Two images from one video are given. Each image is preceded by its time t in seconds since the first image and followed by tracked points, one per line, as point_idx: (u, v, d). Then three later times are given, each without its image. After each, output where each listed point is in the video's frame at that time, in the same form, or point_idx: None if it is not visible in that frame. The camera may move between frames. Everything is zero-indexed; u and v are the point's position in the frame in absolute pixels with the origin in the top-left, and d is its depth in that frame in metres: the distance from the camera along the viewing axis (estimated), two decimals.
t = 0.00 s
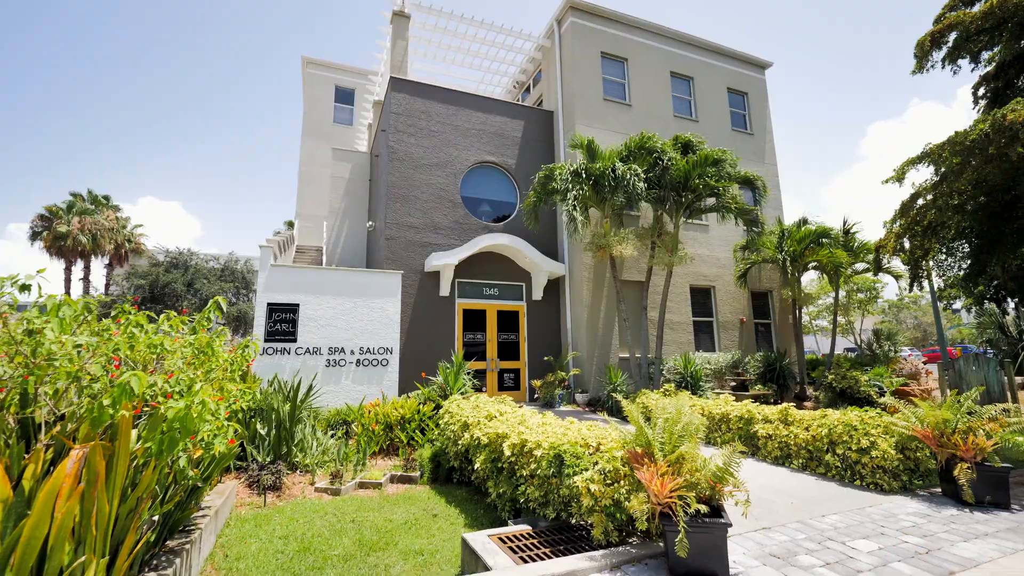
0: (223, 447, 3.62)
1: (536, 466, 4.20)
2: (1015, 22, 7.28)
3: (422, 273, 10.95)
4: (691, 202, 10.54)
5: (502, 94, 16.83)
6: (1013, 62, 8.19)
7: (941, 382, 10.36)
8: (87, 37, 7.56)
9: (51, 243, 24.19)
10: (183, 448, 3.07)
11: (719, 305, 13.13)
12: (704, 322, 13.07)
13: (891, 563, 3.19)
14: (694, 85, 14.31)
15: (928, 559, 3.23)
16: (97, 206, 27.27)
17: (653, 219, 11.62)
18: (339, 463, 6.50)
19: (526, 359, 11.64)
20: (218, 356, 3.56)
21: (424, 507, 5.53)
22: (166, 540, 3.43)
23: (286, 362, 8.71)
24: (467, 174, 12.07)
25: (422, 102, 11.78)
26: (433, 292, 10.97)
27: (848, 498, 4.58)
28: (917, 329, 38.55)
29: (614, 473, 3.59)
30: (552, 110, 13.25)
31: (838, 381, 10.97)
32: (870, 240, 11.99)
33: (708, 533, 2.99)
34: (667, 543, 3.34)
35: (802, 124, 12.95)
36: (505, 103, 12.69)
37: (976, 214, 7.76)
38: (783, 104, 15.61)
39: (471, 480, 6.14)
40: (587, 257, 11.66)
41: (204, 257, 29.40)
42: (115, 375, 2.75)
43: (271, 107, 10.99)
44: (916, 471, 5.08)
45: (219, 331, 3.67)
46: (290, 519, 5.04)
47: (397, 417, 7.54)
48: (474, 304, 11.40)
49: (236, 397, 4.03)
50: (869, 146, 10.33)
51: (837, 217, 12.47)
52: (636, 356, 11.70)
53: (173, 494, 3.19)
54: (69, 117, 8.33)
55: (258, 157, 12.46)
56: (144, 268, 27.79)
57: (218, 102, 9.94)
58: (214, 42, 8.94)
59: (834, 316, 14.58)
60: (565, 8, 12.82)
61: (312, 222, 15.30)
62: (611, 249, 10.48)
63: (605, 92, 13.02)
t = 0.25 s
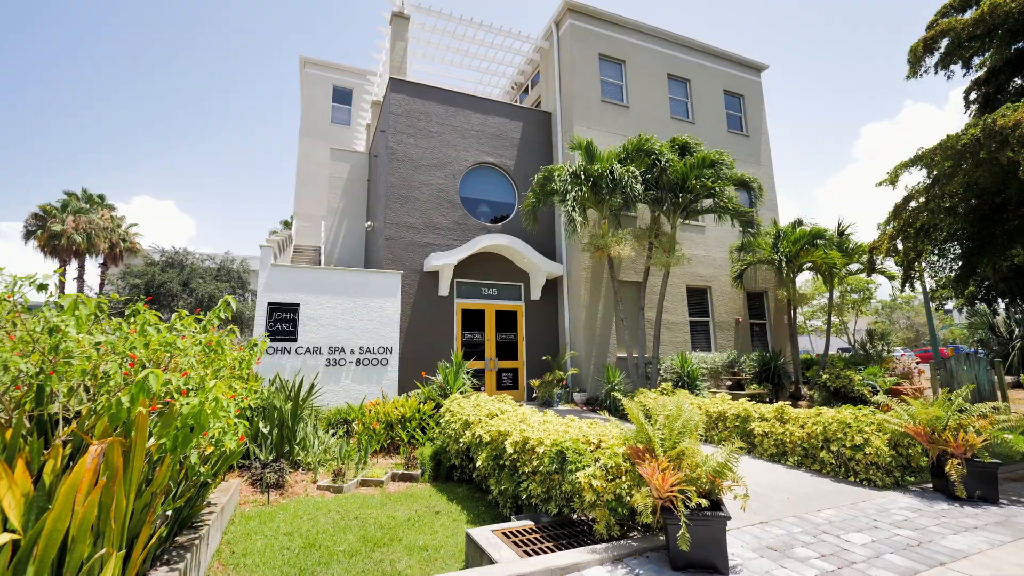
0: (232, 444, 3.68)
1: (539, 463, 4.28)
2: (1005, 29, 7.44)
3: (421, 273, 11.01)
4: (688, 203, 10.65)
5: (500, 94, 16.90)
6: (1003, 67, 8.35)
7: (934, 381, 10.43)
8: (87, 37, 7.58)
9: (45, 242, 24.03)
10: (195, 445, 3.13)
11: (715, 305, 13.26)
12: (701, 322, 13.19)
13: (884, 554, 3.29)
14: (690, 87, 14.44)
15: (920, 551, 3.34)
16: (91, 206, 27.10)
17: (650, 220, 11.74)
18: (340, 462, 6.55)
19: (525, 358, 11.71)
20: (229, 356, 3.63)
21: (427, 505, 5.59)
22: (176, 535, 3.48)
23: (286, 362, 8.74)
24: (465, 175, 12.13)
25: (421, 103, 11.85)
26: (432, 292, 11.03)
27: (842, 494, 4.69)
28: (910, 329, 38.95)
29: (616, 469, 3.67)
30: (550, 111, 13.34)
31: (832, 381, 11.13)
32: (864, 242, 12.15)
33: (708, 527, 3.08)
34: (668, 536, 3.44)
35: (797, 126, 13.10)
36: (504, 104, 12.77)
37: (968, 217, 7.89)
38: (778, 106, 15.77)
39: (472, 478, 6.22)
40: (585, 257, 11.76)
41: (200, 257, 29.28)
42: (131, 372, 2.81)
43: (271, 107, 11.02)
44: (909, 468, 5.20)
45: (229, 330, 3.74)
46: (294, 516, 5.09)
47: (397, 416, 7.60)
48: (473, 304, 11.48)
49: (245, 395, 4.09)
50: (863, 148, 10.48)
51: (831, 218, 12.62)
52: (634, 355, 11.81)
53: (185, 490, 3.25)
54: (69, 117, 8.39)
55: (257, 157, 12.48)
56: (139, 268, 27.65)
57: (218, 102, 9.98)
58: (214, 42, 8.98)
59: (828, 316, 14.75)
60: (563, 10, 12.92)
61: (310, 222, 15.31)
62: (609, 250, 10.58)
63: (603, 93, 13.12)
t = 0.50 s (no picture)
0: (240, 443, 3.73)
1: (541, 461, 4.34)
2: (997, 35, 7.57)
3: (421, 273, 11.06)
4: (685, 205, 10.75)
5: (498, 95, 16.96)
6: (995, 72, 8.48)
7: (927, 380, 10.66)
8: (87, 37, 7.58)
9: (40, 242, 23.88)
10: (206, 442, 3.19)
11: (712, 306, 13.38)
12: (698, 322, 13.31)
13: (879, 548, 3.38)
14: (687, 89, 14.54)
15: (913, 545, 3.43)
16: (86, 205, 26.96)
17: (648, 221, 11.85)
18: (342, 461, 6.60)
19: (523, 358, 11.79)
20: (237, 355, 3.69)
21: (429, 503, 5.66)
22: (185, 532, 3.53)
23: (286, 362, 8.78)
24: (465, 176, 12.19)
25: (420, 104, 11.89)
26: (431, 292, 11.09)
27: (838, 490, 4.79)
28: (904, 330, 39.29)
29: (618, 466, 3.74)
30: (549, 112, 13.42)
31: (827, 381, 11.30)
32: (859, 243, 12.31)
33: (708, 522, 3.16)
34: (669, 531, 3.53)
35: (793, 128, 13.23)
36: (503, 106, 12.84)
37: (961, 219, 8.01)
38: (774, 109, 15.92)
39: (473, 476, 6.29)
40: (583, 257, 11.86)
41: (196, 257, 29.16)
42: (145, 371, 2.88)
43: (270, 107, 11.04)
44: (903, 465, 5.30)
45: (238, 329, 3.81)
46: (298, 515, 5.13)
47: (398, 415, 7.67)
48: (472, 305, 11.53)
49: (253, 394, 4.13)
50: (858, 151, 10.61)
51: (827, 220, 12.75)
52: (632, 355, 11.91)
53: (195, 488, 3.29)
54: (70, 117, 8.38)
55: (256, 157, 12.50)
56: (134, 267, 27.51)
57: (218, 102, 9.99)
58: (215, 43, 9.01)
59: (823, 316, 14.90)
60: (562, 12, 13.01)
61: (308, 223, 15.32)
62: (607, 251, 10.66)
63: (601, 95, 13.22)
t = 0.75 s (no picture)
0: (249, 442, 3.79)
1: (543, 459, 4.42)
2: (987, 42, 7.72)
3: (420, 274, 11.12)
4: (682, 206, 10.86)
5: (496, 96, 17.02)
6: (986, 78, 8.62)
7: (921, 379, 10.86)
8: (86, 37, 7.59)
9: (34, 241, 23.75)
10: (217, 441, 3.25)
11: (708, 306, 13.51)
12: (694, 322, 13.44)
13: (874, 543, 3.49)
14: (684, 92, 14.67)
15: (906, 540, 3.54)
16: (81, 204, 26.81)
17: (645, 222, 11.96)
18: (344, 459, 6.67)
19: (522, 358, 11.87)
20: (246, 356, 3.75)
21: (431, 501, 5.72)
22: (194, 530, 3.60)
23: (286, 362, 8.82)
24: (463, 177, 12.26)
25: (419, 105, 11.94)
26: (430, 292, 11.15)
27: (833, 488, 4.90)
28: (896, 329, 39.69)
29: (620, 464, 3.82)
30: (547, 114, 13.50)
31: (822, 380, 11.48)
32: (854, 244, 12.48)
33: (709, 518, 3.25)
34: (670, 527, 3.62)
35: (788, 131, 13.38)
36: (501, 107, 12.91)
37: (952, 221, 8.14)
38: (770, 111, 16.07)
39: (474, 475, 6.36)
40: (581, 258, 11.95)
41: (192, 257, 29.07)
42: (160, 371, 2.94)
43: (269, 107, 11.05)
44: (896, 463, 5.42)
45: (247, 331, 3.88)
46: (302, 513, 5.19)
47: (399, 415, 7.73)
48: (471, 305, 11.60)
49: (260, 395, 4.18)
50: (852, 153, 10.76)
51: (822, 221, 12.90)
52: (629, 355, 12.02)
53: (206, 486, 3.35)
54: (69, 117, 8.41)
55: (254, 157, 12.51)
56: (130, 267, 27.40)
57: (219, 103, 9.97)
58: (214, 43, 9.03)
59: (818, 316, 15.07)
60: (560, 15, 13.11)
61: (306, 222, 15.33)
62: (605, 252, 10.76)
63: (598, 97, 13.31)
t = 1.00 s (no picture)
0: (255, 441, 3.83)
1: (544, 457, 4.49)
2: (979, 49, 7.86)
3: (418, 274, 11.16)
4: (679, 208, 10.96)
5: (493, 97, 17.08)
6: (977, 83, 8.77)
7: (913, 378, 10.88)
8: (86, 37, 7.59)
9: (28, 240, 23.59)
10: (226, 440, 3.30)
11: (704, 306, 13.62)
12: (691, 322, 13.55)
13: (867, 538, 3.58)
14: (680, 93, 14.79)
15: (900, 535, 3.63)
16: (74, 203, 26.62)
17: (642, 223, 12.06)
18: (345, 459, 6.72)
19: (519, 358, 11.93)
20: (251, 356, 3.79)
21: (432, 500, 5.78)
22: (201, 527, 3.65)
23: (286, 362, 8.85)
24: (462, 177, 12.31)
25: (417, 106, 11.98)
26: (428, 292, 11.20)
27: (828, 485, 5.00)
28: (889, 329, 40.08)
29: (620, 462, 3.89)
30: (544, 115, 13.57)
31: (816, 379, 11.65)
32: (848, 245, 12.63)
33: (708, 514, 3.33)
34: (670, 523, 3.70)
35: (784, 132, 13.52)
36: (499, 108, 12.96)
37: (945, 223, 8.27)
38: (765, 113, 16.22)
39: (474, 474, 6.42)
40: (578, 258, 12.03)
41: (187, 256, 28.96)
42: (171, 371, 3.00)
43: (268, 107, 11.07)
44: (889, 461, 5.53)
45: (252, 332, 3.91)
46: (305, 512, 5.23)
47: (399, 414, 7.79)
48: (469, 305, 11.65)
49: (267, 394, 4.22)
50: (846, 155, 10.91)
51: (817, 223, 13.05)
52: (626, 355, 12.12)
53: (214, 484, 3.41)
54: (70, 117, 8.34)
55: (252, 157, 12.50)
56: (124, 266, 27.25)
57: (215, 101, 10.00)
58: (214, 43, 9.04)
59: (812, 316, 15.23)
60: (558, 16, 13.18)
61: (303, 222, 15.33)
62: (602, 252, 10.84)
63: (596, 99, 13.40)
